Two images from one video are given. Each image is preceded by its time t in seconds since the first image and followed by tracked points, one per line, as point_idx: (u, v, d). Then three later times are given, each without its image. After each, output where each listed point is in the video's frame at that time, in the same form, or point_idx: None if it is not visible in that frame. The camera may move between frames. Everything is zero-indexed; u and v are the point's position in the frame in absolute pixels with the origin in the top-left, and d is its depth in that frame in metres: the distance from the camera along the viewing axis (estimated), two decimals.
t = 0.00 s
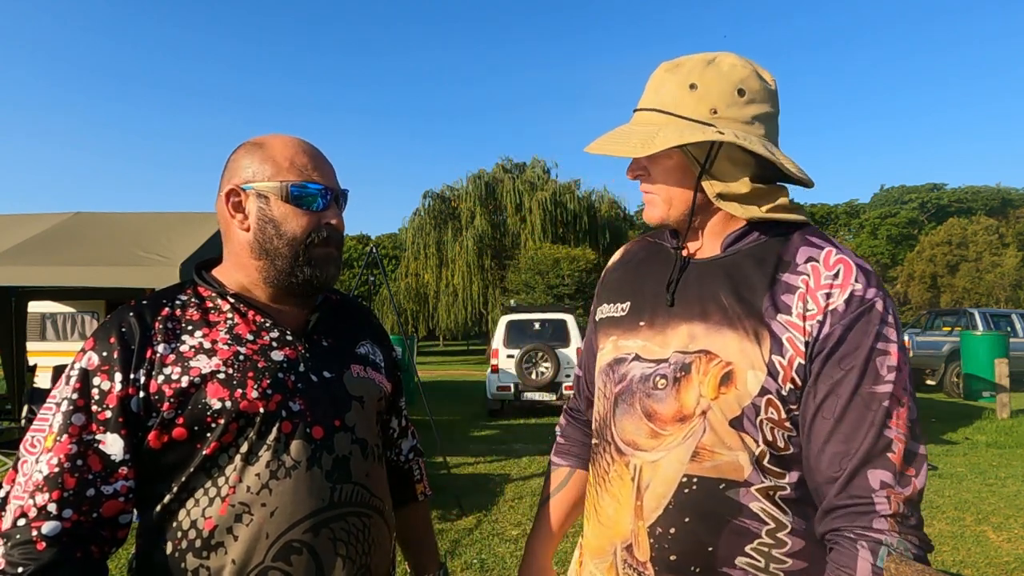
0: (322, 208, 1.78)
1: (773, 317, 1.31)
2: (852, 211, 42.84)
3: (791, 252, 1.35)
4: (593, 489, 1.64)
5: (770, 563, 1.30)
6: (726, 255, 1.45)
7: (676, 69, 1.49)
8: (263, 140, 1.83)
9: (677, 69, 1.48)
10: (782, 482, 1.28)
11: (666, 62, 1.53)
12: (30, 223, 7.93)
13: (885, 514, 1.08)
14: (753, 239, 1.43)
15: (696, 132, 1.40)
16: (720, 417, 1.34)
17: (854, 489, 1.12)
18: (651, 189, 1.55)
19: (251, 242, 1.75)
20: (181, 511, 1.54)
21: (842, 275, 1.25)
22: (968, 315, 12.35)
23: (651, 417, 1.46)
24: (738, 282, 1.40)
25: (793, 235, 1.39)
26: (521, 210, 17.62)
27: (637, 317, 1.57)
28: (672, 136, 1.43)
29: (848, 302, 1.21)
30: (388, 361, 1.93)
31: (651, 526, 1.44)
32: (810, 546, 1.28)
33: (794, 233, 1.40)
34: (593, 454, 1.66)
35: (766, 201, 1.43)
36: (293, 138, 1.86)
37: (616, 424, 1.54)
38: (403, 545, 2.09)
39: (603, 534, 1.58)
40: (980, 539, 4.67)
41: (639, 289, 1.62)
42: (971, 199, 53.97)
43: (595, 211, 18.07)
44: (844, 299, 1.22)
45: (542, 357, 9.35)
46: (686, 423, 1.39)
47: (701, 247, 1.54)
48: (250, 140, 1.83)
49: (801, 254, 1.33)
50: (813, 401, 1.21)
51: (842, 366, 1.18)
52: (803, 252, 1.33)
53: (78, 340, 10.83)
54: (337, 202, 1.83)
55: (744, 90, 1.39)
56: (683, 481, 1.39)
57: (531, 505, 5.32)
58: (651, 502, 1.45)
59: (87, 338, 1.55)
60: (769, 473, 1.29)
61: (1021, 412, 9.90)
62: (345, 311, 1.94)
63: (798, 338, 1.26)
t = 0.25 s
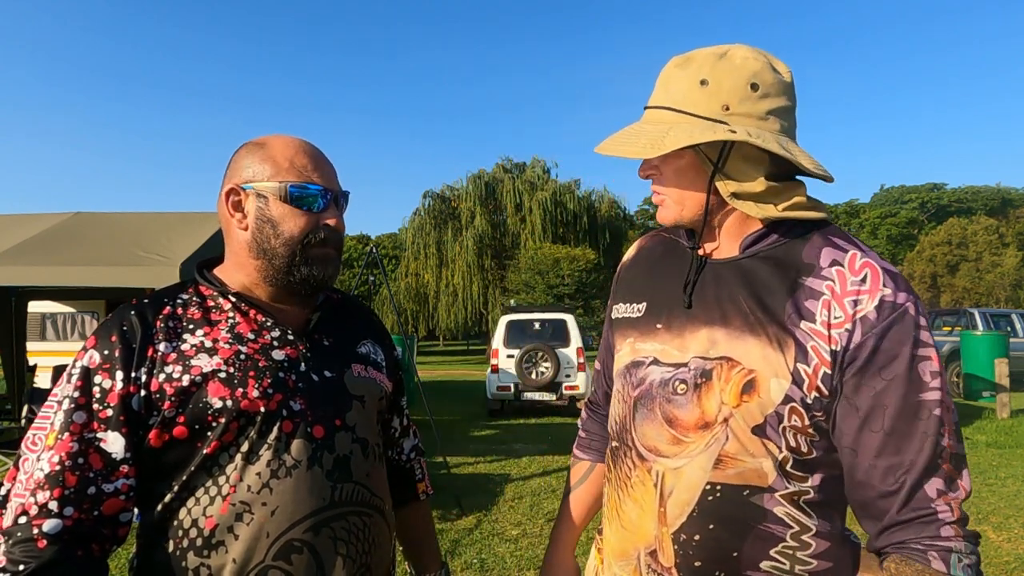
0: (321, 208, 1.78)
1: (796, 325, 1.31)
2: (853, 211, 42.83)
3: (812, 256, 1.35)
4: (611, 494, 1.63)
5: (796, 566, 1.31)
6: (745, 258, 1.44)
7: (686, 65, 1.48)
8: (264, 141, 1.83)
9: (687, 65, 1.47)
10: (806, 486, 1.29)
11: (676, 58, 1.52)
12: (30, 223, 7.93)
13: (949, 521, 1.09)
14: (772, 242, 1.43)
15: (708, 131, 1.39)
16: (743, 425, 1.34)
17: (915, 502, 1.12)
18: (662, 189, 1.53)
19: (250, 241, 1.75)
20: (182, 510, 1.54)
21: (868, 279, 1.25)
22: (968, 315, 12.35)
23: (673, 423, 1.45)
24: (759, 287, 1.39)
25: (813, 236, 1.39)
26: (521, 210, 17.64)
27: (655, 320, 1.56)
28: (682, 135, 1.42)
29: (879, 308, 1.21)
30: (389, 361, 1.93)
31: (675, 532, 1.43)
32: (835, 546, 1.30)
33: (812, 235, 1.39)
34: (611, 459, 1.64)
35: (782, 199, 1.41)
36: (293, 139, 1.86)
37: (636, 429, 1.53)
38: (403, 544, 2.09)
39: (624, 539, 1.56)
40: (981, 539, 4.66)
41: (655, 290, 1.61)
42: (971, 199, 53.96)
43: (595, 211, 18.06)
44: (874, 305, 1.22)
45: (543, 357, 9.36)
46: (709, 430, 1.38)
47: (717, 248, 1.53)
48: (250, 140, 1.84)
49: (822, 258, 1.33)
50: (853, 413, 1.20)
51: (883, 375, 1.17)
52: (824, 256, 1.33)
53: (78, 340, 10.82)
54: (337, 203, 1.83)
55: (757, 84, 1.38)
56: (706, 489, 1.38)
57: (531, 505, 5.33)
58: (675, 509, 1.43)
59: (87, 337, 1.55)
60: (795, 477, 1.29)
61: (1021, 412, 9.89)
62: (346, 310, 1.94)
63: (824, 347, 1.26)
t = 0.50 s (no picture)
0: (324, 208, 1.78)
1: (803, 327, 1.31)
2: (853, 211, 42.82)
3: (817, 257, 1.35)
4: (621, 498, 1.62)
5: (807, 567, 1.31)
6: (749, 260, 1.44)
7: (691, 67, 1.47)
8: (266, 141, 1.83)
9: (690, 66, 1.46)
10: (816, 488, 1.29)
11: (679, 59, 1.51)
12: (30, 223, 7.92)
13: (954, 521, 1.10)
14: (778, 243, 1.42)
15: (710, 134, 1.39)
16: (752, 429, 1.34)
17: (920, 502, 1.12)
18: (664, 191, 1.53)
19: (253, 241, 1.75)
20: (182, 509, 1.54)
21: (875, 281, 1.24)
22: (968, 315, 12.36)
23: (681, 427, 1.45)
24: (763, 291, 1.39)
25: (817, 237, 1.39)
26: (521, 210, 17.65)
27: (660, 323, 1.55)
28: (684, 138, 1.42)
29: (885, 310, 1.21)
30: (390, 361, 1.93)
31: (687, 536, 1.43)
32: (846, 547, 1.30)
33: (813, 235, 1.39)
34: (620, 462, 1.64)
35: (784, 203, 1.41)
36: (296, 138, 1.85)
37: (644, 432, 1.53)
38: (403, 544, 2.08)
39: (634, 543, 1.56)
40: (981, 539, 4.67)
41: (659, 293, 1.60)
42: (971, 199, 53.96)
43: (594, 211, 18.06)
44: (881, 306, 1.22)
45: (542, 357, 9.36)
46: (718, 434, 1.38)
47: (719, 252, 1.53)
48: (252, 141, 1.84)
49: (826, 260, 1.33)
50: (859, 414, 1.20)
51: (888, 376, 1.18)
52: (829, 258, 1.33)
53: (78, 340, 10.82)
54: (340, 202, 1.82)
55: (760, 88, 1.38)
56: (717, 492, 1.38)
57: (531, 505, 5.33)
58: (685, 513, 1.43)
59: (88, 337, 1.54)
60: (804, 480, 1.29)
61: (1021, 412, 9.89)
62: (347, 311, 1.93)
63: (831, 348, 1.26)
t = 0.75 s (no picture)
0: (325, 209, 1.78)
1: (796, 325, 1.31)
2: (853, 211, 42.82)
3: (815, 258, 1.34)
4: (626, 499, 1.63)
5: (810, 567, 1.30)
6: (747, 262, 1.44)
7: (681, 71, 1.47)
8: (269, 140, 1.83)
9: (680, 69, 1.47)
10: (818, 488, 1.28)
11: (670, 62, 1.52)
12: (31, 223, 7.92)
13: (936, 521, 1.10)
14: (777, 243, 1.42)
15: (699, 136, 1.40)
16: (752, 430, 1.33)
17: (904, 499, 1.13)
18: (657, 193, 1.54)
19: (257, 240, 1.75)
20: (183, 510, 1.54)
21: (868, 278, 1.24)
22: (968, 315, 12.36)
23: (683, 429, 1.45)
24: (762, 291, 1.39)
25: (815, 235, 1.38)
26: (521, 210, 17.65)
27: (661, 325, 1.56)
28: (673, 142, 1.43)
29: (877, 306, 1.21)
30: (391, 362, 1.93)
31: (688, 537, 1.43)
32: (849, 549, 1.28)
33: (810, 235, 1.39)
34: (626, 463, 1.64)
35: (775, 203, 1.42)
36: (300, 138, 1.86)
37: (647, 434, 1.53)
38: (403, 544, 2.08)
39: (639, 544, 1.56)
40: (980, 539, 4.67)
41: (662, 296, 1.60)
42: (971, 199, 53.95)
43: (595, 211, 18.06)
44: (873, 303, 1.22)
45: (542, 357, 9.36)
46: (718, 435, 1.39)
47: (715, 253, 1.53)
48: (256, 140, 1.84)
49: (822, 258, 1.33)
50: (850, 412, 1.21)
51: (879, 373, 1.18)
52: (825, 256, 1.33)
53: (78, 340, 10.82)
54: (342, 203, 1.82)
55: (749, 89, 1.38)
56: (718, 493, 1.38)
57: (531, 505, 5.34)
58: (688, 514, 1.43)
59: (90, 337, 1.55)
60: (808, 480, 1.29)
61: (1021, 412, 9.90)
62: (348, 311, 1.93)
63: (825, 346, 1.26)
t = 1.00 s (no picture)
0: (327, 209, 1.78)
1: (788, 326, 1.31)
2: (853, 211, 42.81)
3: (806, 256, 1.34)
4: (624, 495, 1.65)
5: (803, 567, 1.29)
6: (739, 260, 1.44)
7: (675, 71, 1.47)
8: (271, 140, 1.83)
9: (674, 69, 1.47)
10: (811, 487, 1.27)
11: (664, 63, 1.52)
12: (31, 223, 7.92)
13: (933, 522, 1.08)
14: (770, 240, 1.42)
15: (693, 136, 1.39)
16: (745, 430, 1.34)
17: (899, 500, 1.12)
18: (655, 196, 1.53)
19: (263, 243, 1.75)
20: (184, 510, 1.54)
21: (860, 276, 1.23)
22: (968, 315, 12.36)
23: (677, 428, 1.47)
24: (753, 291, 1.39)
25: (809, 234, 1.37)
26: (521, 210, 17.64)
27: (657, 325, 1.57)
28: (668, 142, 1.42)
29: (868, 306, 1.20)
30: (392, 362, 1.93)
31: (682, 535, 1.44)
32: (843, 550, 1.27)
33: (805, 234, 1.38)
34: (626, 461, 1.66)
35: (770, 202, 1.41)
36: (301, 138, 1.86)
37: (643, 433, 1.55)
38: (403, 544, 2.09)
39: (635, 540, 1.59)
40: (980, 539, 4.66)
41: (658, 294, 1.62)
42: (971, 199, 53.94)
43: (595, 211, 18.06)
44: (864, 302, 1.20)
45: (542, 357, 9.35)
46: (710, 435, 1.40)
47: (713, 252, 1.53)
48: (258, 140, 1.84)
49: (815, 257, 1.32)
50: (842, 412, 1.20)
51: (871, 373, 1.16)
52: (817, 255, 1.32)
53: (78, 340, 10.82)
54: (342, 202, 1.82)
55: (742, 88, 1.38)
56: (711, 493, 1.39)
57: (531, 505, 5.34)
58: (681, 512, 1.45)
59: (91, 338, 1.55)
60: (803, 481, 1.27)
61: (1021, 412, 9.89)
62: (349, 311, 1.93)
63: (816, 346, 1.25)
